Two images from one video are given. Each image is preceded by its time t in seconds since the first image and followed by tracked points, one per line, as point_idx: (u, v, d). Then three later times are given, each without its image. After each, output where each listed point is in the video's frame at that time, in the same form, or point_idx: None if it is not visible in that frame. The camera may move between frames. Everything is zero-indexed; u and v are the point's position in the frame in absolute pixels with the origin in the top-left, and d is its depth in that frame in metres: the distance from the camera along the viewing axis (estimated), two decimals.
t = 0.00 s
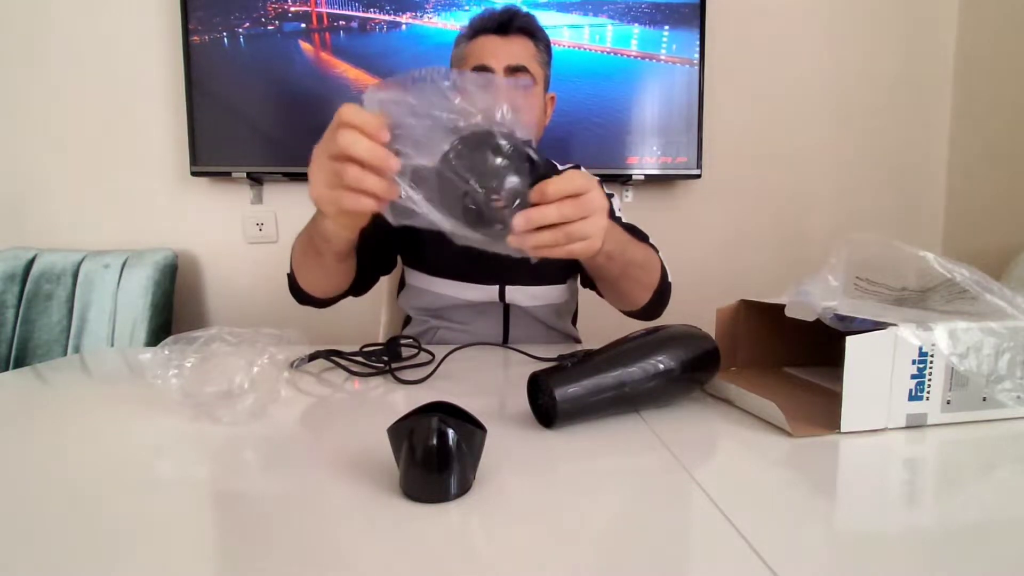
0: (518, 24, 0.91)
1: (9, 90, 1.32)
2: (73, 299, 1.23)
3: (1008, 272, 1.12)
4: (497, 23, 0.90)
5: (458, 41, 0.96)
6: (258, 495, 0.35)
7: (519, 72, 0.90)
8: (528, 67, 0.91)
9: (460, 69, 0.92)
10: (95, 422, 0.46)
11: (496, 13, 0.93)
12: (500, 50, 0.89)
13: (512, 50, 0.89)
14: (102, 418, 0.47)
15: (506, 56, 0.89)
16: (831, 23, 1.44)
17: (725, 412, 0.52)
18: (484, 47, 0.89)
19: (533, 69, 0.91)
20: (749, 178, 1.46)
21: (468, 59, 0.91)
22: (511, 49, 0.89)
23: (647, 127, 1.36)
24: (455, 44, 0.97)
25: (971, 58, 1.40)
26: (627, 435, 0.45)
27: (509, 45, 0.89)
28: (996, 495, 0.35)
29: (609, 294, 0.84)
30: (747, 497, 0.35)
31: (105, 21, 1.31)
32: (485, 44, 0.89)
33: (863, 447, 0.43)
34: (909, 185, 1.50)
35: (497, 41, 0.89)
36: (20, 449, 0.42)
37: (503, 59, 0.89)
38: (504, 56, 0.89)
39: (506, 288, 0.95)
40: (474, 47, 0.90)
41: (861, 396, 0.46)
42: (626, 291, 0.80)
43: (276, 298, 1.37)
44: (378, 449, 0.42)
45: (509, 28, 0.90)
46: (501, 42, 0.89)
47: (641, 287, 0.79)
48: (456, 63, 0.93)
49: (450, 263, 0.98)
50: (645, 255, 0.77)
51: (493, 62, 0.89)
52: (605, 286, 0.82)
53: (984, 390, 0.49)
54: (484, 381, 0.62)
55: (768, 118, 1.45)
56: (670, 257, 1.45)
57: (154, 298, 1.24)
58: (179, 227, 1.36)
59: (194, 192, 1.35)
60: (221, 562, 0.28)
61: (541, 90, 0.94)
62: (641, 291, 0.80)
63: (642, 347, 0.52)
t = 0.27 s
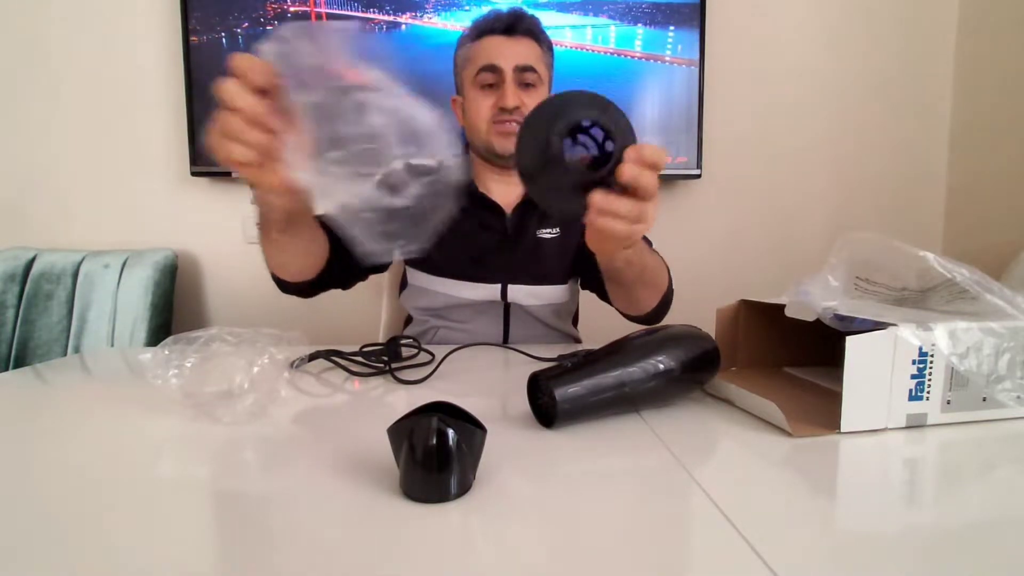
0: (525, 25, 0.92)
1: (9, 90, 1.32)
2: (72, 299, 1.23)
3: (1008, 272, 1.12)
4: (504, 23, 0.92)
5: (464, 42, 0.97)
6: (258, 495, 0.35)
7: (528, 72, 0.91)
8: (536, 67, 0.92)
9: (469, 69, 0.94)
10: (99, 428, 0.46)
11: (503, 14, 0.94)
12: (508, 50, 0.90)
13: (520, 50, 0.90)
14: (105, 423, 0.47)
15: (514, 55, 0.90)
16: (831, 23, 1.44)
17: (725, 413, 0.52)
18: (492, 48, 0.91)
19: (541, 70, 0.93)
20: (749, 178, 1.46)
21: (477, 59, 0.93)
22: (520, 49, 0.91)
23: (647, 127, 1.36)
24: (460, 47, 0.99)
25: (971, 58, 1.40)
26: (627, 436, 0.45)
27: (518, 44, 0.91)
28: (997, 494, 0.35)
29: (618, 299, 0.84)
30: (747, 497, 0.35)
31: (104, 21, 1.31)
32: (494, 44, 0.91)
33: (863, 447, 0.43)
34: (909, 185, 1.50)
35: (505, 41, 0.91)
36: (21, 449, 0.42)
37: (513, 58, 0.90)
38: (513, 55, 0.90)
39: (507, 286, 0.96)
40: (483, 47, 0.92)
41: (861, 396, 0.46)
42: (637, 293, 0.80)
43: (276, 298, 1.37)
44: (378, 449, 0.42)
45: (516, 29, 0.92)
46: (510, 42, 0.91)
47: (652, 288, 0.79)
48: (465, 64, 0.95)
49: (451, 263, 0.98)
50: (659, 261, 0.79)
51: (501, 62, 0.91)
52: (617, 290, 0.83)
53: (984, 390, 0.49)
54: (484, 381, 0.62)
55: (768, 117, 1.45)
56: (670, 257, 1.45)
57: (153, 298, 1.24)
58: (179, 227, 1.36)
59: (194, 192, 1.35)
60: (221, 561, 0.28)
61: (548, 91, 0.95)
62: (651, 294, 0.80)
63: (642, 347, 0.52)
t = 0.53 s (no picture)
0: (522, 24, 0.93)
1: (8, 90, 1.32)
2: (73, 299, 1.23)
3: (1008, 272, 1.12)
4: (501, 22, 0.92)
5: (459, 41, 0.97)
6: (258, 496, 0.35)
7: (525, 71, 0.92)
8: (533, 65, 0.93)
9: (465, 67, 0.94)
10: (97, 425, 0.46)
11: (498, 13, 0.95)
12: (506, 50, 0.91)
13: (518, 49, 0.92)
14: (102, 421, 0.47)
15: (513, 54, 0.91)
16: (831, 23, 1.44)
17: (725, 413, 0.52)
18: (490, 47, 0.91)
19: (538, 68, 0.94)
20: (749, 178, 1.46)
21: (474, 58, 0.92)
22: (517, 48, 0.92)
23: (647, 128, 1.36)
24: (455, 44, 0.98)
25: (971, 58, 1.40)
26: (627, 436, 0.45)
27: (515, 44, 0.92)
28: (996, 494, 0.35)
29: (625, 305, 0.83)
30: (747, 497, 0.35)
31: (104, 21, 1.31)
32: (492, 43, 0.91)
33: (863, 447, 0.43)
34: (909, 185, 1.50)
35: (503, 40, 0.92)
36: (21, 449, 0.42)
37: (511, 58, 0.91)
38: (512, 55, 0.91)
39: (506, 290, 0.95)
40: (481, 46, 0.92)
41: (861, 396, 0.46)
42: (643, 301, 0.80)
43: (276, 298, 1.38)
44: (378, 450, 0.42)
45: (514, 29, 0.93)
46: (508, 41, 0.92)
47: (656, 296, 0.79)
48: (461, 62, 0.95)
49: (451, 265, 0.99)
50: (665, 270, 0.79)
51: (500, 61, 0.91)
52: (623, 298, 0.82)
53: (985, 390, 0.49)
54: (484, 381, 0.62)
55: (767, 117, 1.45)
56: (670, 257, 1.45)
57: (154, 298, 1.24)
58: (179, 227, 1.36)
59: (193, 192, 1.35)
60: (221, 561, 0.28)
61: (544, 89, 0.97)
62: (657, 303, 0.80)
63: (642, 347, 0.52)
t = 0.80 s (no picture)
0: (509, 22, 0.93)
1: (7, 90, 1.32)
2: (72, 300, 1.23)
3: (1008, 272, 1.12)
4: (488, 21, 0.92)
5: (445, 39, 0.97)
6: (257, 495, 0.35)
7: (514, 69, 0.92)
8: (522, 63, 0.93)
9: (453, 68, 0.94)
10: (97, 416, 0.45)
11: (485, 10, 0.94)
12: (494, 49, 0.91)
13: (506, 48, 0.91)
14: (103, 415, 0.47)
15: (501, 53, 0.91)
16: (831, 23, 1.44)
17: (725, 413, 0.52)
18: (478, 46, 0.91)
19: (527, 66, 0.93)
20: (749, 178, 1.46)
21: (462, 58, 0.92)
22: (505, 46, 0.92)
23: (647, 128, 1.36)
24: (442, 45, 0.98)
25: (971, 58, 1.40)
26: (627, 436, 0.46)
27: (503, 43, 0.92)
28: (996, 495, 0.35)
29: (621, 318, 0.83)
30: (747, 497, 0.35)
31: (103, 21, 1.31)
32: (480, 42, 0.91)
33: (863, 447, 0.43)
34: (909, 185, 1.50)
35: (491, 39, 0.91)
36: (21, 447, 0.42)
37: (499, 57, 0.91)
38: (500, 54, 0.91)
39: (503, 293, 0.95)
40: (467, 45, 0.92)
41: (861, 396, 0.46)
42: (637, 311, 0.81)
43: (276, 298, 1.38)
44: (379, 449, 0.42)
45: (501, 27, 0.93)
46: (495, 40, 0.91)
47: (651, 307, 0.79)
48: (450, 62, 0.95)
49: (450, 269, 0.99)
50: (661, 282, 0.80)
51: (489, 60, 0.91)
52: (618, 309, 0.82)
53: (984, 390, 0.49)
54: (484, 381, 0.62)
55: (768, 117, 1.45)
56: (670, 257, 1.45)
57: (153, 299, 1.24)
58: (179, 227, 1.36)
59: (193, 192, 1.35)
60: (221, 561, 0.28)
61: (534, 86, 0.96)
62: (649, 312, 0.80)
63: (642, 347, 0.52)
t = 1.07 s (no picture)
0: (500, 20, 0.90)
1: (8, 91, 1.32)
2: (73, 300, 1.23)
3: (1008, 272, 1.12)
4: (478, 20, 0.90)
5: (440, 37, 0.96)
6: (257, 496, 0.35)
7: (504, 69, 0.90)
8: (514, 63, 0.91)
9: (445, 67, 0.93)
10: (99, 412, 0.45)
11: (477, 7, 0.92)
12: (484, 50, 0.89)
13: (495, 48, 0.89)
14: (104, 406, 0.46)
15: (491, 54, 0.89)
16: (831, 23, 1.44)
17: (725, 413, 0.52)
18: (468, 47, 0.90)
19: (518, 66, 0.91)
20: (749, 178, 1.46)
21: (453, 58, 0.91)
22: (496, 46, 0.90)
23: (647, 128, 1.36)
24: (438, 43, 0.97)
25: (971, 58, 1.40)
26: (627, 436, 0.46)
27: (493, 42, 0.90)
28: (996, 495, 0.35)
29: (598, 331, 0.85)
30: (747, 497, 0.35)
31: (104, 21, 1.31)
32: (469, 43, 0.90)
33: (864, 448, 0.43)
34: (909, 185, 1.50)
35: (481, 39, 0.90)
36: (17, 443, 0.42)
37: (489, 58, 0.89)
38: (489, 55, 0.89)
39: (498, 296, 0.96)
40: (458, 46, 0.90)
41: (861, 396, 0.46)
42: (622, 320, 0.82)
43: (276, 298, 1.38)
44: (379, 450, 0.42)
45: (492, 26, 0.90)
46: (485, 40, 0.90)
47: (630, 317, 0.81)
48: (442, 61, 0.94)
49: (449, 272, 1.00)
50: (632, 290, 0.83)
51: (478, 61, 0.89)
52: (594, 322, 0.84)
53: (984, 390, 0.49)
54: (484, 381, 0.62)
55: (768, 117, 1.45)
56: (670, 257, 1.45)
57: (154, 299, 1.24)
58: (179, 227, 1.36)
59: (194, 192, 1.35)
60: (221, 562, 0.28)
61: (528, 85, 0.94)
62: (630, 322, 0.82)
63: (642, 347, 0.52)
